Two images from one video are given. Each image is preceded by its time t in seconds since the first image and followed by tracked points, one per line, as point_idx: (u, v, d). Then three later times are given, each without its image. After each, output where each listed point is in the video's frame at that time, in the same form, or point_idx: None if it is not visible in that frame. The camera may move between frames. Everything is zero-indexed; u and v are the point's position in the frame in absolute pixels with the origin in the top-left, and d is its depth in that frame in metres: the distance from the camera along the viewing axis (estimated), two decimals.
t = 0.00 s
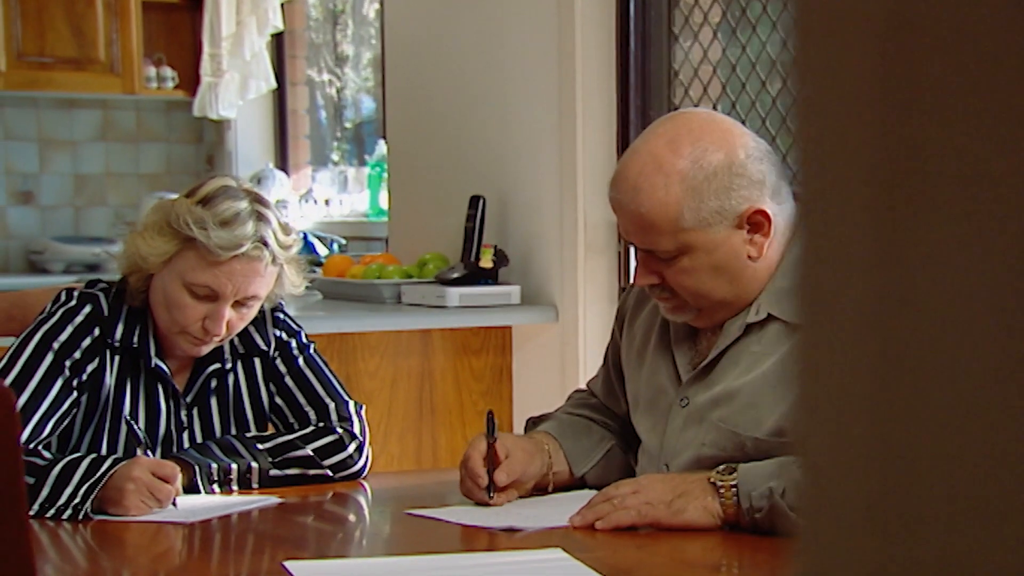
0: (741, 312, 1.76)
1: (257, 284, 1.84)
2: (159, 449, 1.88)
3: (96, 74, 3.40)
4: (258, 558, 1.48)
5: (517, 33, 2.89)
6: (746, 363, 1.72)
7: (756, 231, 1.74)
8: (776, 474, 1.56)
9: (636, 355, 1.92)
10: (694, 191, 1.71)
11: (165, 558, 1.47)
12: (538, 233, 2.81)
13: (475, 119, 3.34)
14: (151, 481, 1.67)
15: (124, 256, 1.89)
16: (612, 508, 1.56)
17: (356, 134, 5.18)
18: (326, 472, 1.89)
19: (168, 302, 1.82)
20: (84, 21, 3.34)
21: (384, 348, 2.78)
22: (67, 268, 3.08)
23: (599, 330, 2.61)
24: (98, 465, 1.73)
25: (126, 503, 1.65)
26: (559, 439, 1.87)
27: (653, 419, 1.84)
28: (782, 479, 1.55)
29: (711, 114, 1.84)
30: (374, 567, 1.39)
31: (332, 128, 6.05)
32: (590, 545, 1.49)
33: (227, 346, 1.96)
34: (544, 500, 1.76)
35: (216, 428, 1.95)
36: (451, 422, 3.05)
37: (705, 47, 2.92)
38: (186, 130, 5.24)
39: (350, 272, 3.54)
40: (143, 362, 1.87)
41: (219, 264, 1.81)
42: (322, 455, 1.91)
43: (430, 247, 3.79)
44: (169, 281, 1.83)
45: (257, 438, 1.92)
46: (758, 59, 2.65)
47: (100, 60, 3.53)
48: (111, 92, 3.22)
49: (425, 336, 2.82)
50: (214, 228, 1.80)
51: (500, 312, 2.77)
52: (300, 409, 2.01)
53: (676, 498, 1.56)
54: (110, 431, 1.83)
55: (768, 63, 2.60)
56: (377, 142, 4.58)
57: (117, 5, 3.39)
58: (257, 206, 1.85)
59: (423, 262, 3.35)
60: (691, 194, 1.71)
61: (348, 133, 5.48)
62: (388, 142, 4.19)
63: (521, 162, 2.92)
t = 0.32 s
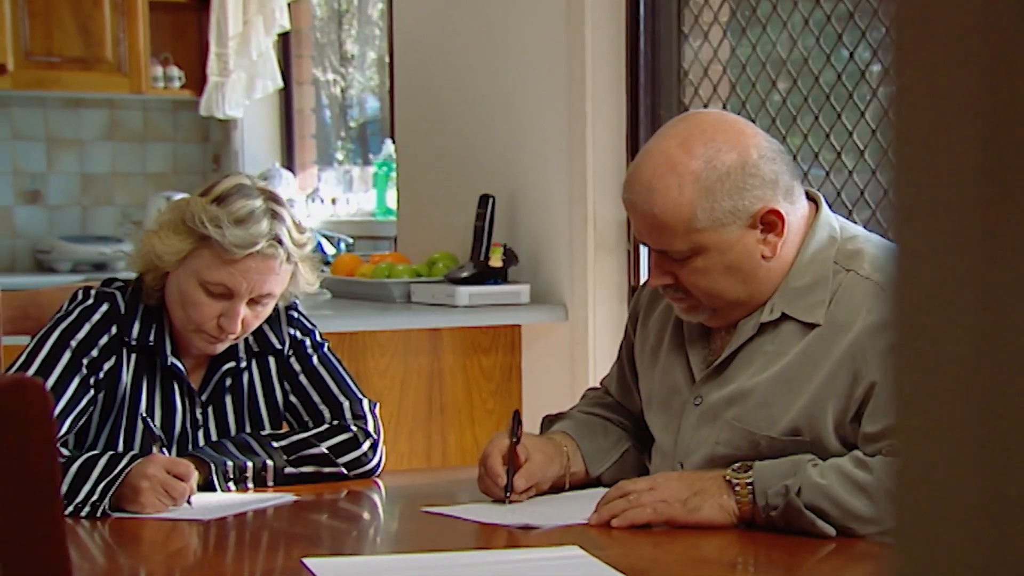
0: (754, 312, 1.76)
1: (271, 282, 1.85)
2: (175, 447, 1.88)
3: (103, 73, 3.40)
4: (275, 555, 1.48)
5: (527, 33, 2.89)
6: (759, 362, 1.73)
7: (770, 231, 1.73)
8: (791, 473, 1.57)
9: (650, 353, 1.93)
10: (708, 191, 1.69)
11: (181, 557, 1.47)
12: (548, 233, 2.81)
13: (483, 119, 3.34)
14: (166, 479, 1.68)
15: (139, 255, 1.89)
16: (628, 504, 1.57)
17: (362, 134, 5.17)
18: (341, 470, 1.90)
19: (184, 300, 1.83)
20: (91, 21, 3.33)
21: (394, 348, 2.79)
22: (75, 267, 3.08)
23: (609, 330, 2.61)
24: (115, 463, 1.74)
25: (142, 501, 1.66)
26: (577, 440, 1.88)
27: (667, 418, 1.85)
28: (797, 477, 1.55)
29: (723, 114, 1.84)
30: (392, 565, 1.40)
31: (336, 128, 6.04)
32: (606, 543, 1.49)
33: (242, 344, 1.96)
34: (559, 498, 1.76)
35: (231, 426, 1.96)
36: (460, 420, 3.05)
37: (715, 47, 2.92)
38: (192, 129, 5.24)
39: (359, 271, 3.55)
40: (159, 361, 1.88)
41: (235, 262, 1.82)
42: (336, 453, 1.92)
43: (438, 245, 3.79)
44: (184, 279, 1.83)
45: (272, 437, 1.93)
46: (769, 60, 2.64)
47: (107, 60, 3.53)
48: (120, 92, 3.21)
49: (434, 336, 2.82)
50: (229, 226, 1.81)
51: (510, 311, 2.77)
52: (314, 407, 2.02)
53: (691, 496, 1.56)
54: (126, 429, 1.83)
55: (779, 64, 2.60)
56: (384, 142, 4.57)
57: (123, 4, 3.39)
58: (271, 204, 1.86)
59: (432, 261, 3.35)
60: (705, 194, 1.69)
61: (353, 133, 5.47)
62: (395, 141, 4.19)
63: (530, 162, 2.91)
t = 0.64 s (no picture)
0: (768, 311, 1.76)
1: (287, 280, 1.85)
2: (191, 445, 1.89)
3: (111, 73, 3.40)
4: (290, 553, 1.48)
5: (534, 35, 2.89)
6: (774, 361, 1.74)
7: (782, 231, 1.74)
8: (807, 471, 1.57)
9: (664, 353, 1.94)
10: (720, 190, 1.69)
11: (197, 555, 1.48)
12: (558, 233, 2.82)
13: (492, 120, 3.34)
14: (183, 477, 1.69)
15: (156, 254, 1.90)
16: (643, 502, 1.58)
17: (367, 134, 5.19)
18: (356, 468, 1.91)
19: (200, 298, 1.84)
20: (99, 21, 3.34)
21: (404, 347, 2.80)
22: (81, 266, 3.08)
23: (619, 329, 2.61)
24: (133, 462, 1.75)
25: (159, 499, 1.66)
26: (593, 439, 1.89)
27: (681, 416, 1.85)
28: (813, 475, 1.55)
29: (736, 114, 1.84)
30: (408, 563, 1.40)
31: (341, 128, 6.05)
32: (622, 541, 1.50)
33: (257, 343, 1.97)
34: (573, 496, 1.77)
35: (246, 425, 1.97)
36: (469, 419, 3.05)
37: (724, 48, 2.93)
38: (198, 130, 5.25)
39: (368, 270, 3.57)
40: (175, 359, 1.89)
41: (251, 260, 1.82)
42: (351, 451, 1.93)
43: (446, 244, 3.81)
44: (201, 278, 1.84)
45: (288, 435, 1.93)
46: (778, 60, 2.65)
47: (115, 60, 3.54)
48: (126, 91, 3.22)
49: (444, 335, 2.83)
50: (245, 224, 1.81)
51: (520, 311, 2.76)
52: (330, 406, 2.03)
53: (707, 494, 1.56)
54: (143, 427, 1.84)
55: (788, 64, 2.60)
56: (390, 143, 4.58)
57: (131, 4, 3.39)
58: (287, 202, 1.86)
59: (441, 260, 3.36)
60: (717, 193, 1.69)
61: (358, 133, 5.47)
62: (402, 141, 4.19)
63: (539, 162, 2.92)
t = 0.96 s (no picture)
0: (782, 311, 1.76)
1: (302, 278, 1.85)
2: (207, 443, 1.89)
3: (119, 73, 3.40)
4: (305, 550, 1.49)
5: (543, 35, 2.89)
6: (790, 360, 1.74)
7: (796, 231, 1.72)
8: (823, 469, 1.58)
9: (679, 352, 1.95)
10: (735, 189, 1.68)
11: (212, 553, 1.48)
12: (568, 233, 2.82)
13: (501, 119, 3.34)
14: (197, 475, 1.69)
15: (172, 253, 1.91)
16: (659, 500, 1.58)
17: (373, 134, 5.19)
18: (370, 466, 1.92)
19: (216, 297, 1.84)
20: (106, 21, 3.34)
21: (413, 346, 2.80)
22: (89, 266, 3.08)
23: (630, 329, 2.61)
24: (149, 460, 1.76)
25: (173, 497, 1.67)
26: (608, 438, 1.89)
27: (696, 415, 1.86)
28: (829, 474, 1.56)
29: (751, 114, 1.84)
30: (425, 561, 1.41)
31: (346, 129, 6.05)
32: (638, 540, 1.50)
33: (272, 342, 1.98)
34: (588, 496, 1.77)
35: (261, 423, 1.97)
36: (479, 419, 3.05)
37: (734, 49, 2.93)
38: (204, 129, 5.25)
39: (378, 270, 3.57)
40: (191, 357, 1.90)
41: (267, 259, 1.82)
42: (366, 450, 1.93)
43: (454, 244, 3.81)
44: (217, 276, 1.85)
45: (303, 434, 1.94)
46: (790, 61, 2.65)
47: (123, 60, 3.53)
48: (134, 92, 3.22)
49: (454, 335, 2.83)
50: (261, 223, 1.81)
51: (530, 310, 2.77)
52: (344, 405, 2.03)
53: (723, 493, 1.57)
54: (159, 426, 1.85)
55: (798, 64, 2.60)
56: (397, 142, 4.58)
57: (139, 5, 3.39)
58: (302, 201, 1.87)
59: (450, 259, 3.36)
60: (732, 191, 1.67)
61: (364, 132, 5.48)
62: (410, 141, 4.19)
63: (549, 162, 2.92)
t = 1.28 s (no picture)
0: (795, 311, 1.77)
1: (317, 279, 1.86)
2: (220, 443, 1.90)
3: (126, 74, 3.40)
4: (318, 548, 1.49)
5: (550, 36, 2.89)
6: (803, 360, 1.74)
7: (808, 232, 1.72)
8: (837, 468, 1.58)
9: (692, 352, 1.95)
10: (746, 191, 1.67)
11: (225, 551, 1.49)
12: (577, 233, 2.83)
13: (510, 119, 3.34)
14: (210, 474, 1.70)
15: (188, 253, 1.92)
16: (674, 499, 1.59)
17: (380, 134, 5.19)
18: (384, 465, 1.93)
19: (231, 297, 1.85)
20: (113, 21, 3.34)
21: (423, 345, 2.80)
22: (97, 265, 3.09)
23: (639, 330, 2.61)
24: (164, 460, 1.76)
25: (186, 497, 1.68)
26: (621, 437, 1.90)
27: (709, 414, 1.86)
28: (844, 472, 1.56)
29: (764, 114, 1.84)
30: (439, 559, 1.41)
31: (353, 128, 6.05)
32: (652, 538, 1.50)
33: (286, 341, 1.99)
34: (601, 494, 1.78)
35: (275, 422, 1.98)
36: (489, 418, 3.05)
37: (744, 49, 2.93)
38: (211, 129, 5.25)
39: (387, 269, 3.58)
40: (205, 357, 1.90)
41: (282, 260, 1.83)
42: (380, 449, 1.94)
43: (463, 243, 3.81)
44: (233, 276, 1.85)
45: (317, 433, 1.94)
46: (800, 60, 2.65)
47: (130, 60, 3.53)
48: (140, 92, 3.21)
49: (463, 334, 2.84)
50: (277, 224, 1.82)
51: (539, 309, 2.77)
52: (358, 404, 2.04)
53: (737, 492, 1.57)
54: (173, 425, 1.86)
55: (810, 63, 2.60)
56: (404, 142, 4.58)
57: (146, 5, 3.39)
58: (318, 202, 1.87)
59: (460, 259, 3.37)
60: (743, 193, 1.67)
61: (370, 133, 5.48)
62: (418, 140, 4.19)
63: (559, 162, 2.92)
